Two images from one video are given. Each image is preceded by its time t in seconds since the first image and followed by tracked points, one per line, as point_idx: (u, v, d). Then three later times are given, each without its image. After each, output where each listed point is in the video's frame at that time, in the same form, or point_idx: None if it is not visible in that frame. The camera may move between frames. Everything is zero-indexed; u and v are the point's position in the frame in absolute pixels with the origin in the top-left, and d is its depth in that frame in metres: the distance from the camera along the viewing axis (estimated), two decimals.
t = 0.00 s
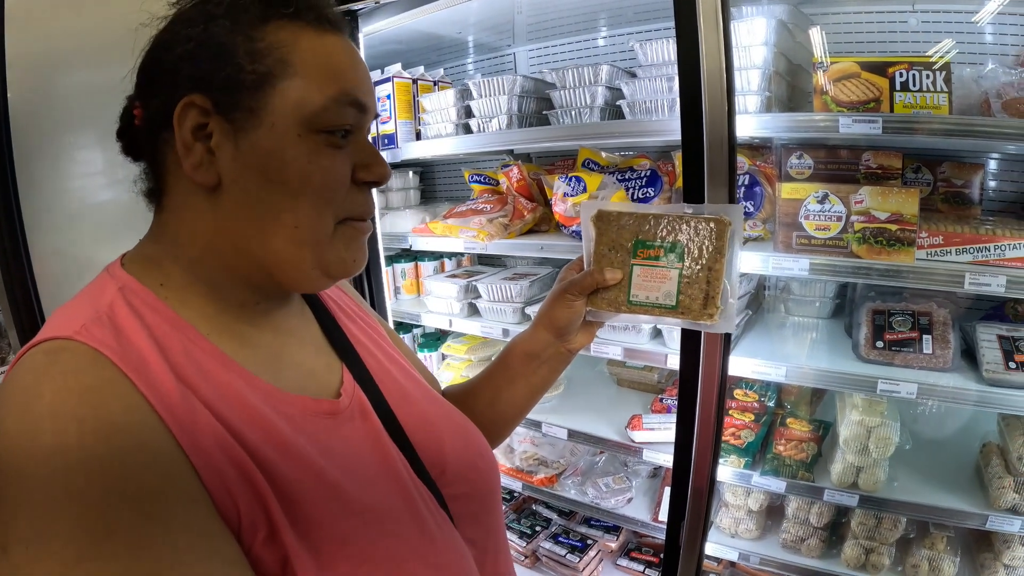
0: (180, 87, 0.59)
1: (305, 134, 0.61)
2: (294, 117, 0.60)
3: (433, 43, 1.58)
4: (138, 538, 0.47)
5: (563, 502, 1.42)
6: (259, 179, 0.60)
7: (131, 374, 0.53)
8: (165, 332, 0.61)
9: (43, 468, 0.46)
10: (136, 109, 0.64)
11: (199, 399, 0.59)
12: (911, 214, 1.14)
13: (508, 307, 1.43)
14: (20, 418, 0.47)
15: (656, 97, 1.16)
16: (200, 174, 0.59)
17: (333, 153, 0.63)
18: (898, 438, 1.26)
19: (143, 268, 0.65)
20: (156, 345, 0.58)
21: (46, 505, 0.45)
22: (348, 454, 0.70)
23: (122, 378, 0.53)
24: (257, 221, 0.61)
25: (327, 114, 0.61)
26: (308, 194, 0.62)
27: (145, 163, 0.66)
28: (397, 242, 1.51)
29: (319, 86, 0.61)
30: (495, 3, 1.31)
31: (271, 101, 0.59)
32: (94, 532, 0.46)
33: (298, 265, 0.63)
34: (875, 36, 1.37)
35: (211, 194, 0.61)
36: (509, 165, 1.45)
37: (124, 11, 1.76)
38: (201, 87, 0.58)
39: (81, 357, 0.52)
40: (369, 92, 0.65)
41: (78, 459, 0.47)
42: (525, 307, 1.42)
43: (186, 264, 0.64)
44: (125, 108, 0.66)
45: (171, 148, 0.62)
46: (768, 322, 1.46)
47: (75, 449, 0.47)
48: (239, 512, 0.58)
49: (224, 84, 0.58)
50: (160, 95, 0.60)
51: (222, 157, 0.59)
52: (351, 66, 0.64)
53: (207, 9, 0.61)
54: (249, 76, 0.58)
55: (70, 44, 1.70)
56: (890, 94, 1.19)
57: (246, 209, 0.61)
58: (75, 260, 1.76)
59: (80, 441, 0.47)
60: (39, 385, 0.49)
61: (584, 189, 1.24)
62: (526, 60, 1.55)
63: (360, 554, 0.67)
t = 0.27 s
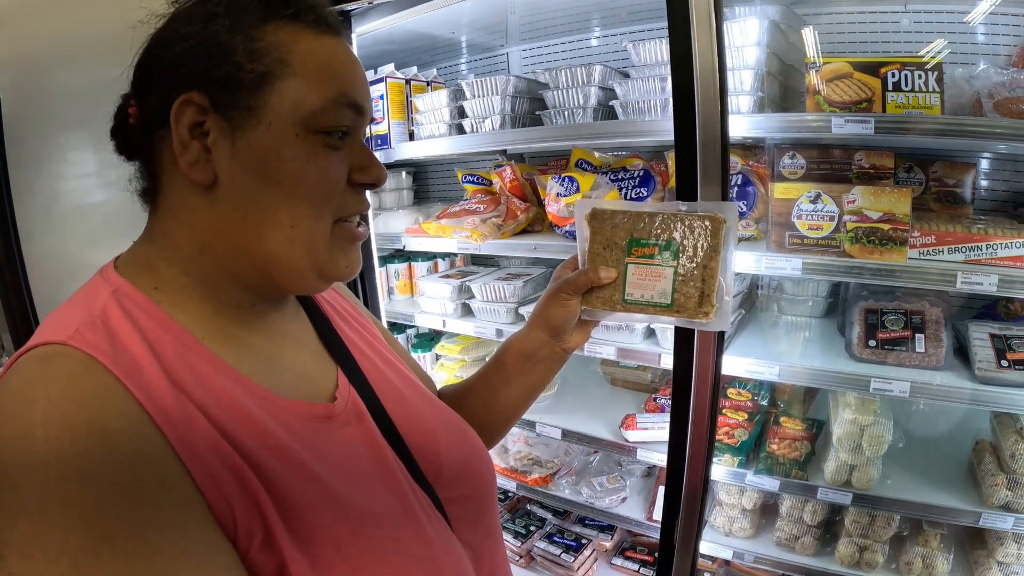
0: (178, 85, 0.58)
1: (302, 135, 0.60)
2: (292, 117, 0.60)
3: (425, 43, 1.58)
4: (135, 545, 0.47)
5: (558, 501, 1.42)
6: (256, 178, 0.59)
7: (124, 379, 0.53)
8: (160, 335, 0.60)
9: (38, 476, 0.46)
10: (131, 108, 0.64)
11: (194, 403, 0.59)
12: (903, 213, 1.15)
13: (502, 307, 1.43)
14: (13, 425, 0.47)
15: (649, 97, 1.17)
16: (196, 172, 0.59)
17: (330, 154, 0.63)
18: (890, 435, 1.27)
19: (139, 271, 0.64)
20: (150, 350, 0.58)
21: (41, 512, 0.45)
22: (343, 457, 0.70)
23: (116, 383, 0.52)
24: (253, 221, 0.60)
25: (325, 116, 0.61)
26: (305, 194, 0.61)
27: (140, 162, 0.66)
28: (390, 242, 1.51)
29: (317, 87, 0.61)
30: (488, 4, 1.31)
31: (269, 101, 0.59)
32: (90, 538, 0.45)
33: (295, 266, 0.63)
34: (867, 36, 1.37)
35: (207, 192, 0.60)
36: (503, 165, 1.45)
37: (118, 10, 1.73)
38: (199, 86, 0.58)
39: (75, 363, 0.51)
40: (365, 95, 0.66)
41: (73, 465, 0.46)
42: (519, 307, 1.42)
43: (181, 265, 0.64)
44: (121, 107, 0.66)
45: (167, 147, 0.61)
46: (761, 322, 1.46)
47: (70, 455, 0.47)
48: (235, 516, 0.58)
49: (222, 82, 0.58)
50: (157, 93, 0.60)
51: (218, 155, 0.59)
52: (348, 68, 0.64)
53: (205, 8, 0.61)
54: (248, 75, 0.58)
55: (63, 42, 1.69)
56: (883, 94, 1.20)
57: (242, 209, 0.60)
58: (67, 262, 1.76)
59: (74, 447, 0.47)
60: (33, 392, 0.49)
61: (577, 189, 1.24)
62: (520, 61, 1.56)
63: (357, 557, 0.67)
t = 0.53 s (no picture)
0: (173, 83, 0.59)
1: (295, 132, 0.60)
2: (284, 115, 0.59)
3: (419, 43, 1.58)
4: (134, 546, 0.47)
5: (552, 501, 1.42)
6: (248, 176, 0.59)
7: (121, 380, 0.52)
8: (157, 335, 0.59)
9: (37, 477, 0.46)
10: (130, 107, 0.64)
11: (191, 403, 0.58)
12: (895, 212, 1.15)
13: (496, 307, 1.43)
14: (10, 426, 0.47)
15: (642, 97, 1.17)
16: (189, 169, 0.59)
17: (323, 152, 0.62)
18: (884, 433, 1.27)
19: (134, 269, 0.64)
20: (147, 350, 0.57)
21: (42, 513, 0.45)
22: (340, 457, 0.70)
23: (114, 384, 0.52)
24: (246, 218, 0.60)
25: (318, 114, 0.61)
26: (297, 193, 0.61)
27: (136, 161, 0.66)
28: (383, 243, 1.51)
29: (310, 85, 0.61)
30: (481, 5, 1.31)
31: (263, 98, 0.59)
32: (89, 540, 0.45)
33: (287, 265, 0.62)
34: (860, 36, 1.38)
35: (200, 189, 0.60)
36: (496, 166, 1.45)
37: (114, 9, 1.70)
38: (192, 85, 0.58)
39: (70, 363, 0.50)
40: (360, 95, 0.66)
41: (72, 467, 0.46)
42: (512, 307, 1.42)
43: (177, 263, 0.64)
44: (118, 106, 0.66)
45: (161, 145, 0.61)
46: (755, 321, 1.47)
47: (67, 457, 0.46)
48: (233, 516, 0.58)
49: (216, 80, 0.58)
50: (152, 92, 0.60)
51: (211, 152, 0.59)
52: (344, 69, 0.64)
53: (200, 7, 0.61)
54: (240, 73, 0.58)
55: (57, 42, 1.68)
56: (875, 94, 1.20)
57: (235, 206, 0.60)
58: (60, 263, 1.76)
59: (71, 449, 0.47)
60: (30, 393, 0.48)
61: (570, 189, 1.25)
62: (513, 61, 1.56)
63: (356, 557, 0.67)
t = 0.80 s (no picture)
0: (168, 83, 0.59)
1: (281, 132, 0.60)
2: (271, 114, 0.59)
3: (414, 44, 1.58)
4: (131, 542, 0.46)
5: (547, 500, 1.43)
6: (233, 174, 0.59)
7: (115, 376, 0.52)
8: (151, 334, 0.59)
9: (29, 472, 0.45)
10: (132, 108, 0.64)
11: (184, 400, 0.58)
12: (889, 212, 1.16)
13: (491, 307, 1.44)
14: (4, 423, 0.46)
15: (637, 98, 1.17)
16: (178, 165, 0.59)
17: (309, 153, 0.62)
18: (877, 432, 1.28)
19: (129, 269, 0.64)
20: (141, 347, 0.57)
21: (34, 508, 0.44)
22: (334, 455, 0.70)
23: (107, 381, 0.51)
24: (231, 217, 0.60)
25: (306, 114, 0.61)
26: (281, 192, 0.60)
27: (134, 161, 0.66)
28: (378, 243, 1.52)
29: (300, 86, 0.61)
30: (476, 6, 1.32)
31: (251, 96, 0.58)
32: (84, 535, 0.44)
33: (271, 266, 0.62)
34: (854, 37, 1.38)
35: (187, 186, 0.60)
36: (491, 166, 1.45)
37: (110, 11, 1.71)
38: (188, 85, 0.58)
39: (64, 360, 0.50)
40: (351, 97, 0.66)
41: (65, 462, 0.45)
42: (507, 307, 1.43)
43: (168, 263, 0.63)
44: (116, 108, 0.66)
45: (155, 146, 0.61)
46: (749, 321, 1.47)
47: (61, 452, 0.46)
48: (225, 514, 0.57)
49: (213, 80, 0.58)
50: (147, 94, 0.60)
51: (199, 149, 0.59)
52: (336, 71, 0.64)
53: (196, 9, 0.61)
54: (232, 72, 0.58)
55: (55, 41, 1.67)
56: (869, 94, 1.21)
57: (222, 204, 0.59)
58: (59, 262, 1.77)
59: (66, 444, 0.46)
60: (23, 388, 0.48)
61: (565, 190, 1.25)
62: (508, 61, 1.57)
63: (353, 556, 0.66)
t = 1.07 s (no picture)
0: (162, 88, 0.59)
1: (271, 137, 0.60)
2: (262, 120, 0.60)
3: (410, 45, 1.58)
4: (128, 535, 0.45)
5: (544, 501, 1.43)
6: (225, 179, 0.59)
7: (112, 373, 0.52)
8: (147, 334, 0.59)
9: (25, 469, 0.44)
10: (127, 111, 0.64)
11: (180, 398, 0.59)
12: (883, 213, 1.16)
13: (487, 308, 1.44)
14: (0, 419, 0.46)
15: (633, 99, 1.17)
16: (170, 171, 0.59)
17: (300, 157, 0.62)
18: (873, 432, 1.28)
19: (125, 271, 0.64)
20: (137, 346, 0.58)
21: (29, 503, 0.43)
22: (330, 454, 0.70)
23: (104, 378, 0.51)
24: (221, 221, 0.60)
25: (297, 120, 0.61)
26: (272, 197, 0.60)
27: (130, 164, 0.66)
28: (375, 244, 1.52)
29: (290, 91, 0.61)
30: (472, 8, 1.32)
31: (242, 103, 0.59)
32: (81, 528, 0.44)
33: (262, 268, 0.62)
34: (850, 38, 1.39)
35: (179, 191, 0.60)
36: (487, 167, 1.45)
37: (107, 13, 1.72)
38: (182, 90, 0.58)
39: (61, 358, 0.50)
40: (342, 102, 0.66)
41: (62, 457, 0.45)
42: (504, 308, 1.43)
43: (163, 265, 0.64)
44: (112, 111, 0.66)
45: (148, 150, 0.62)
46: (745, 321, 1.48)
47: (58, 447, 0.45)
48: (222, 512, 0.56)
49: (208, 86, 0.58)
50: (142, 97, 0.60)
51: (191, 156, 0.59)
52: (326, 77, 0.65)
53: (190, 13, 0.61)
54: (223, 78, 0.58)
55: (51, 42, 1.66)
56: (864, 96, 1.21)
57: (214, 208, 0.59)
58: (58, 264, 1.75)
59: (62, 439, 0.46)
60: (20, 385, 0.48)
61: (561, 191, 1.25)
62: (505, 63, 1.59)
63: (352, 554, 0.65)
